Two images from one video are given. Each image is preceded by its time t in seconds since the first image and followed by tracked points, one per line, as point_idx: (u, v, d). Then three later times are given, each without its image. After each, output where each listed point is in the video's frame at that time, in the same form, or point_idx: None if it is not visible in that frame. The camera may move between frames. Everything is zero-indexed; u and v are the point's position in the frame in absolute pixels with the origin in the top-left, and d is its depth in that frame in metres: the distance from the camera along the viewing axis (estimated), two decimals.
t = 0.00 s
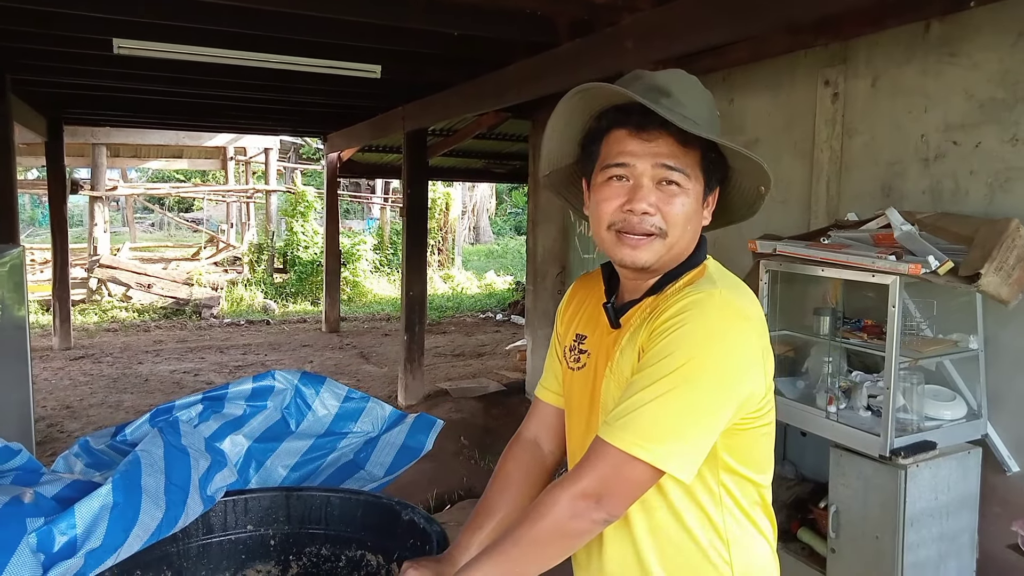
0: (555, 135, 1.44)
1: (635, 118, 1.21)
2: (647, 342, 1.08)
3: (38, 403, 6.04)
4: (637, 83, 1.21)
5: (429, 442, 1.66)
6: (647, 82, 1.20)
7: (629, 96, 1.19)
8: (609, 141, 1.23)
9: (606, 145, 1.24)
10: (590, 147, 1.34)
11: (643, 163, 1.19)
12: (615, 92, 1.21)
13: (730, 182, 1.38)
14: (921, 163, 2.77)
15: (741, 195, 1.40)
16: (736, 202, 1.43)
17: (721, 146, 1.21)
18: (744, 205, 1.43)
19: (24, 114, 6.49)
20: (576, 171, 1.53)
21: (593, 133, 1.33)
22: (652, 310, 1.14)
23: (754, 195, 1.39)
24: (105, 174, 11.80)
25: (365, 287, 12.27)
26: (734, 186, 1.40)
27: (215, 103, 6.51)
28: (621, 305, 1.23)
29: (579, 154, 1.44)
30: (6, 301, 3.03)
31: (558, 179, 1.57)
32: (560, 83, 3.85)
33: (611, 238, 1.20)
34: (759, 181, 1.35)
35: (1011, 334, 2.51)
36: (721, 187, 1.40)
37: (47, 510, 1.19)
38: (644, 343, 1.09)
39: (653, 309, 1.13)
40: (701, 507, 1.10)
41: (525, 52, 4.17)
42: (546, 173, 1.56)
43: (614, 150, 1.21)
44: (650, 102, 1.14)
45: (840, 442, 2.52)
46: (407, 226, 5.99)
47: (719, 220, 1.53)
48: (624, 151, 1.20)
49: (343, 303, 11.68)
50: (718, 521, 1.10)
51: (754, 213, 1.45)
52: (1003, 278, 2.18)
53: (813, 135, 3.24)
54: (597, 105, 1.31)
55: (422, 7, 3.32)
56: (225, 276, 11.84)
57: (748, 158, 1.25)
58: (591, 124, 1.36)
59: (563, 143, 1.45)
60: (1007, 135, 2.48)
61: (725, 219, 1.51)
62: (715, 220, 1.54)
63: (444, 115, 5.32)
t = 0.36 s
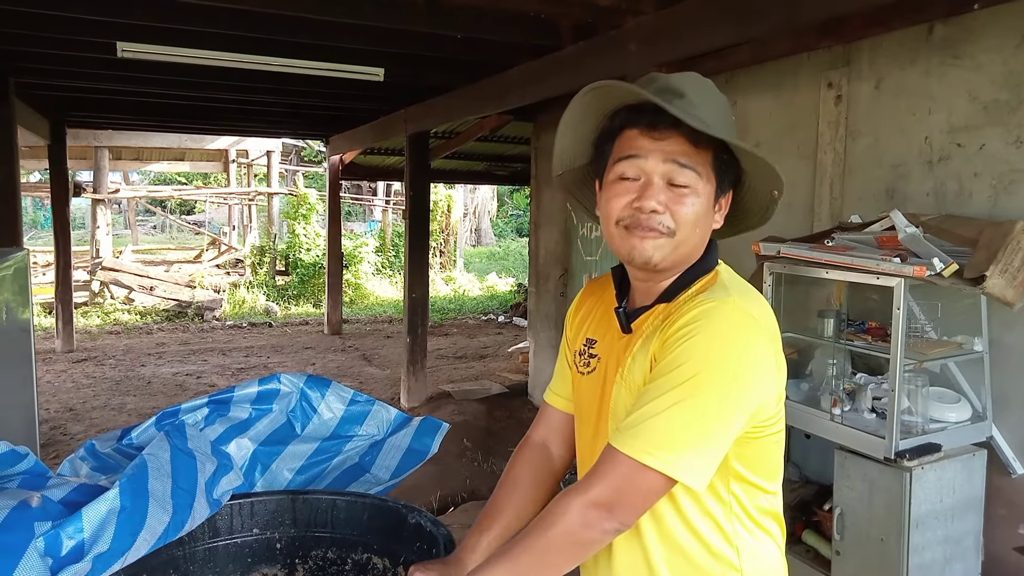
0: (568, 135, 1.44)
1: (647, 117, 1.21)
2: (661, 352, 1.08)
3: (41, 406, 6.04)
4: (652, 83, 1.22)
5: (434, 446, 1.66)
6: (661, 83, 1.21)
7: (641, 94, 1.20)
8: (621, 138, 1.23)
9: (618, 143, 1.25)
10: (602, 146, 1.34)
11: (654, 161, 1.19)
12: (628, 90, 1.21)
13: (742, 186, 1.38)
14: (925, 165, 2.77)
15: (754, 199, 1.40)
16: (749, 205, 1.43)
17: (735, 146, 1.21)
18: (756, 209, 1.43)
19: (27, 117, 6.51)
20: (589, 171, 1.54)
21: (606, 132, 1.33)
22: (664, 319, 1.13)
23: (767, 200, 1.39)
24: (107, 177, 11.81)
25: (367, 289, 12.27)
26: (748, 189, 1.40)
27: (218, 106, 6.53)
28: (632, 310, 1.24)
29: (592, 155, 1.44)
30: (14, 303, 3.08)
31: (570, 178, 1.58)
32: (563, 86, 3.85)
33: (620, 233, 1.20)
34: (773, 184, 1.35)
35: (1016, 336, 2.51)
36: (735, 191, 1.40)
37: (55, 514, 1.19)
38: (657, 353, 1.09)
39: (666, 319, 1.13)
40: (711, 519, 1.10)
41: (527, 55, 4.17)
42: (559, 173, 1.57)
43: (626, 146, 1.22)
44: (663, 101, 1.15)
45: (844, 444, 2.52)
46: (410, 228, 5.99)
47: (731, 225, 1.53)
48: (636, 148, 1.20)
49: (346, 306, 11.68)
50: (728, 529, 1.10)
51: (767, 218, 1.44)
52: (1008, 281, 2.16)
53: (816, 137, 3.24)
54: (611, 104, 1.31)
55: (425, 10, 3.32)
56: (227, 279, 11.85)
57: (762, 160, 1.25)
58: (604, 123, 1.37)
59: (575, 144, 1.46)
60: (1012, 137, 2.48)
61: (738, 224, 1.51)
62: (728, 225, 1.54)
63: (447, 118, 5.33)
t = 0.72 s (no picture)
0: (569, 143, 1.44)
1: (655, 119, 1.23)
2: (675, 348, 1.09)
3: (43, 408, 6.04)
4: (658, 87, 1.24)
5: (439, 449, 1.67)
6: (669, 88, 1.23)
7: (652, 98, 1.21)
8: (627, 143, 1.24)
9: (624, 147, 1.25)
10: (604, 152, 1.34)
11: (664, 164, 1.20)
12: (637, 93, 1.23)
13: (743, 186, 1.40)
14: (928, 168, 2.77)
15: (754, 199, 1.42)
16: (748, 206, 1.45)
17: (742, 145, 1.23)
18: (754, 210, 1.45)
19: (30, 120, 6.51)
20: (589, 177, 1.54)
21: (609, 137, 1.34)
22: (678, 320, 1.15)
23: (768, 201, 1.42)
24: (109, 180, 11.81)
25: (369, 291, 12.27)
26: (747, 190, 1.42)
27: (220, 108, 6.53)
28: (638, 316, 1.25)
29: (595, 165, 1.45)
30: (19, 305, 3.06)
31: (570, 185, 1.58)
32: (566, 89, 3.85)
33: (634, 239, 1.20)
34: (774, 183, 1.37)
35: (1019, 339, 2.51)
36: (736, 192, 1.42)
37: (60, 518, 1.20)
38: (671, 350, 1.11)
39: (680, 318, 1.15)
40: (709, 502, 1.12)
41: (529, 58, 4.18)
42: (559, 180, 1.57)
43: (633, 151, 1.22)
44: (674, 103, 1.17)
45: (847, 447, 2.51)
46: (412, 231, 5.99)
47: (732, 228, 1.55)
48: (645, 152, 1.21)
49: (347, 308, 11.70)
50: (742, 529, 1.12)
51: (767, 217, 1.46)
52: (1011, 284, 2.16)
53: (818, 140, 3.24)
54: (615, 109, 1.32)
55: (428, 13, 3.32)
56: (229, 281, 11.85)
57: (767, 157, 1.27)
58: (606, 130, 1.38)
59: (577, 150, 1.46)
60: (1014, 140, 2.48)
61: (738, 225, 1.53)
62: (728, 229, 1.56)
63: (449, 120, 5.33)
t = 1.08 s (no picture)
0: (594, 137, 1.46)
1: (680, 121, 1.24)
2: (675, 335, 1.10)
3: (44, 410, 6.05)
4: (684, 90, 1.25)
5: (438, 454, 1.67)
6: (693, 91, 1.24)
7: (677, 99, 1.22)
8: (651, 141, 1.25)
9: (646, 146, 1.26)
10: (628, 148, 1.36)
11: (682, 165, 1.21)
12: (664, 93, 1.24)
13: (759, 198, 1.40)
14: (928, 170, 2.78)
15: (769, 212, 1.43)
16: (764, 217, 1.45)
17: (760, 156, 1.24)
18: (771, 222, 1.46)
19: (31, 121, 6.52)
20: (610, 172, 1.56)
21: (633, 136, 1.35)
22: (680, 312, 1.17)
23: (781, 215, 1.42)
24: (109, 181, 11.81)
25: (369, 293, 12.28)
26: (763, 204, 1.42)
27: (221, 110, 6.54)
28: (645, 315, 1.27)
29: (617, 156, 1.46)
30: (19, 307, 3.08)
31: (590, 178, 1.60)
32: (566, 91, 3.86)
33: (644, 234, 1.22)
34: (789, 201, 1.38)
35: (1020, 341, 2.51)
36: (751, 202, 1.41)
37: (64, 519, 1.20)
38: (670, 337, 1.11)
39: (682, 313, 1.16)
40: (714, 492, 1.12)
41: (530, 60, 4.19)
42: (580, 173, 1.59)
43: (654, 150, 1.23)
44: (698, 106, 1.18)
45: (847, 449, 2.52)
46: (412, 232, 5.99)
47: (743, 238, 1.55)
48: (665, 152, 1.22)
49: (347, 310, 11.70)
50: (740, 529, 1.14)
51: (781, 230, 1.47)
52: (1012, 286, 2.17)
53: (819, 142, 3.25)
54: (639, 108, 1.33)
55: (428, 16, 3.33)
56: (229, 282, 11.85)
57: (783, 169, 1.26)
58: (630, 128, 1.39)
59: (601, 146, 1.48)
60: (1014, 142, 2.49)
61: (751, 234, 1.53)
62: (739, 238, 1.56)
63: (450, 122, 5.34)
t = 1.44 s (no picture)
0: (607, 139, 1.46)
1: (687, 126, 1.23)
2: (695, 334, 1.11)
3: (40, 407, 6.04)
4: (692, 92, 1.24)
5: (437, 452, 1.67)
6: (703, 92, 1.22)
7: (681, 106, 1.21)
8: (660, 147, 1.25)
9: (655, 152, 1.26)
10: (640, 151, 1.36)
11: (690, 170, 1.21)
12: (670, 100, 1.22)
13: (773, 194, 1.38)
14: (925, 168, 2.78)
15: (784, 208, 1.41)
16: (778, 213, 1.43)
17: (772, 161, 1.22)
18: (785, 218, 1.44)
19: (27, 119, 6.50)
20: (625, 171, 1.56)
21: (644, 139, 1.35)
22: (699, 310, 1.17)
23: (796, 211, 1.41)
24: (106, 179, 11.79)
25: (367, 290, 12.28)
26: (777, 199, 1.40)
27: (219, 108, 6.53)
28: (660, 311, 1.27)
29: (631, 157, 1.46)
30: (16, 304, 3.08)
31: (606, 177, 1.60)
32: (564, 89, 3.85)
33: (656, 237, 1.22)
34: (802, 197, 1.37)
35: (1017, 339, 2.52)
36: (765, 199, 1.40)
37: (60, 518, 1.20)
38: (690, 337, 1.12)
39: (700, 311, 1.16)
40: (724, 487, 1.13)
41: (528, 58, 4.18)
42: (595, 172, 1.58)
43: (663, 156, 1.23)
44: (704, 113, 1.16)
45: (844, 446, 2.52)
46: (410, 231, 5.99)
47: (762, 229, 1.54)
48: (674, 158, 1.22)
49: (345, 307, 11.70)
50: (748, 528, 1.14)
51: (795, 225, 1.45)
52: (1009, 284, 2.17)
53: (816, 141, 3.25)
54: (649, 112, 1.32)
55: (427, 14, 3.32)
56: (227, 280, 11.83)
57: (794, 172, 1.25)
58: (643, 130, 1.39)
59: (616, 146, 1.47)
60: (1011, 142, 2.49)
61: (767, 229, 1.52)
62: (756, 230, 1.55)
63: (448, 120, 5.33)
